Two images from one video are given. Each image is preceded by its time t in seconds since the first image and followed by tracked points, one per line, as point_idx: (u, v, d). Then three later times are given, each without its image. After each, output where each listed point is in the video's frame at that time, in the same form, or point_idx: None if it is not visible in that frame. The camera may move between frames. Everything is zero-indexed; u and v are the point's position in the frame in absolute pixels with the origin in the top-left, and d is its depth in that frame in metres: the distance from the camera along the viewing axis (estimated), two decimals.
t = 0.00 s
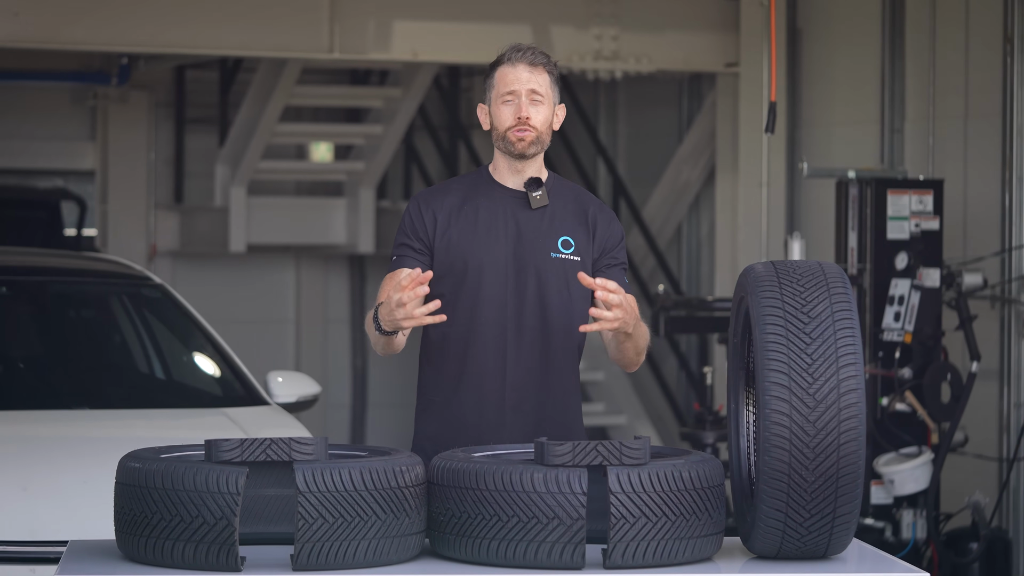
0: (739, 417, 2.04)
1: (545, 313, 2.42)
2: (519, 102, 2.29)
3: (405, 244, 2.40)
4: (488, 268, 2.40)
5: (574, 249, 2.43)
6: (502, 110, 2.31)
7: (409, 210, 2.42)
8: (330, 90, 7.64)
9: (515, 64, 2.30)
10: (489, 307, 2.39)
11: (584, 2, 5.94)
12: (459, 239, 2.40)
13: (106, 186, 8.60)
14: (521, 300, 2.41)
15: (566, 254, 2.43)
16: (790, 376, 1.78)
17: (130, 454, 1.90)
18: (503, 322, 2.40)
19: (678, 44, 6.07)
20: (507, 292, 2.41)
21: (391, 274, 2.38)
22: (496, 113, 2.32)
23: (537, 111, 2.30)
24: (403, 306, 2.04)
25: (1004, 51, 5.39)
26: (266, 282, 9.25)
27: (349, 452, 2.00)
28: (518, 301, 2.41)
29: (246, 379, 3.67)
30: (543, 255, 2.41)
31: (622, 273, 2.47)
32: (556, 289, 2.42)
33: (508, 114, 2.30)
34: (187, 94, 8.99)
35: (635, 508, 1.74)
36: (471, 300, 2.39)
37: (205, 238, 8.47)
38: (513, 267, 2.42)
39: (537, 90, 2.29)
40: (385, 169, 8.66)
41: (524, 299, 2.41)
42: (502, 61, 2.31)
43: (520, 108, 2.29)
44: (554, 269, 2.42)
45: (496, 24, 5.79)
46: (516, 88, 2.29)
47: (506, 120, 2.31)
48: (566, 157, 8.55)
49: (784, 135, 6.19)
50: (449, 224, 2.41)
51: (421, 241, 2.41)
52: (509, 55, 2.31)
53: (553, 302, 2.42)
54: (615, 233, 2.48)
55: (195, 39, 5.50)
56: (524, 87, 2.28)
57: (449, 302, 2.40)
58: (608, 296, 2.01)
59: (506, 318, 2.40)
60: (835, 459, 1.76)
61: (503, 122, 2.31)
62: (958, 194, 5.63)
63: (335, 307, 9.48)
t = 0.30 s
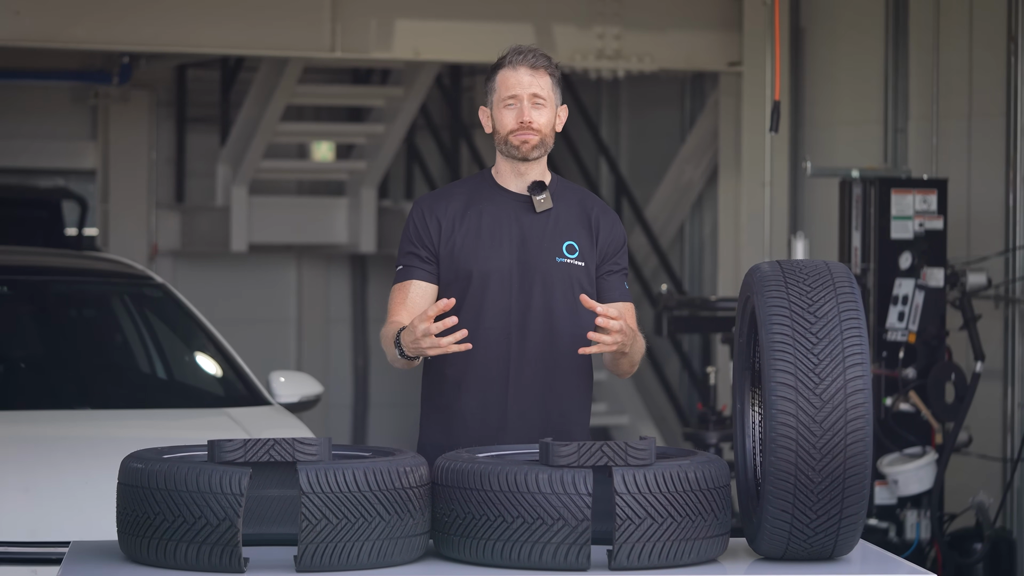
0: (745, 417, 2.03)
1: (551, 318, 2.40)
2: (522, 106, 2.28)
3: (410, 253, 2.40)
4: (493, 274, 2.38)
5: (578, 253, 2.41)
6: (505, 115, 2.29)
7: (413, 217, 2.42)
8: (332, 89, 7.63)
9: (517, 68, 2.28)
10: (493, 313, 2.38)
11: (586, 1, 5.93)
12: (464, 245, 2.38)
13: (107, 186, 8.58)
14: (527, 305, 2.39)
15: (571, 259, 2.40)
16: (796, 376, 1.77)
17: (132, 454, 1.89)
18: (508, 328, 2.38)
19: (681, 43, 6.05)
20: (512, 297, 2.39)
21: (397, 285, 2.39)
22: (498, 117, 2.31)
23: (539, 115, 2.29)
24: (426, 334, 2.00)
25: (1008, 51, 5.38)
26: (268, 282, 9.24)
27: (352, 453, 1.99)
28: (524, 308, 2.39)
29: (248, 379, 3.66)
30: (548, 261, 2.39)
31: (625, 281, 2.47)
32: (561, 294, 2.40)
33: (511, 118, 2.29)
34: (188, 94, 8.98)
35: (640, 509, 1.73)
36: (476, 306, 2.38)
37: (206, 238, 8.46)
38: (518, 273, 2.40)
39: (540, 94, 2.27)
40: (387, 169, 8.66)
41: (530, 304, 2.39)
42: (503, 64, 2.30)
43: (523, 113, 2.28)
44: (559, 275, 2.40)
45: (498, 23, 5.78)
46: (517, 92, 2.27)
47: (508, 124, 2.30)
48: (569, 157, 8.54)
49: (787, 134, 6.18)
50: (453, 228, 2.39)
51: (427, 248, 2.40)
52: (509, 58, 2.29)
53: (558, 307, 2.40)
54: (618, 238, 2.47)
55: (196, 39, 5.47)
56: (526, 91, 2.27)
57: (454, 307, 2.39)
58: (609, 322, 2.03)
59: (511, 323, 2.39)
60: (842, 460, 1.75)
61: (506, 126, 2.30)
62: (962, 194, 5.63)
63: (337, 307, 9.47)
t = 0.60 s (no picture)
0: (751, 418, 2.02)
1: (564, 318, 2.38)
2: (528, 109, 2.27)
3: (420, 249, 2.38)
4: (506, 275, 2.37)
5: (591, 253, 2.39)
6: (512, 118, 2.29)
7: (425, 217, 2.40)
8: (333, 89, 7.62)
9: (524, 71, 2.28)
10: (505, 313, 2.37)
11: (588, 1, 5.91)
12: (477, 246, 2.37)
13: (108, 186, 8.57)
14: (540, 306, 2.38)
15: (583, 259, 2.39)
16: (803, 378, 1.76)
17: (134, 456, 1.88)
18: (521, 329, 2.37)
19: (683, 43, 6.04)
20: (524, 298, 2.38)
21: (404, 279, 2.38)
22: (506, 120, 2.31)
23: (546, 117, 2.28)
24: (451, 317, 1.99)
25: (1013, 50, 5.37)
26: (269, 282, 9.23)
27: (356, 455, 1.97)
28: (537, 309, 2.38)
29: (251, 380, 3.64)
30: (561, 260, 2.38)
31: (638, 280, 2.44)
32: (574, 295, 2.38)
33: (518, 121, 2.28)
34: (188, 93, 8.97)
35: (646, 511, 1.72)
36: (488, 307, 2.37)
37: (208, 238, 8.46)
38: (532, 273, 2.38)
39: (546, 97, 2.27)
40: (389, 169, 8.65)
41: (543, 304, 2.38)
42: (510, 67, 2.29)
43: (529, 116, 2.27)
44: (573, 275, 2.38)
45: (500, 23, 5.76)
46: (524, 95, 2.27)
47: (516, 128, 2.29)
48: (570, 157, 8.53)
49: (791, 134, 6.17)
50: (465, 229, 2.38)
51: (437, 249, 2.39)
52: (516, 61, 2.29)
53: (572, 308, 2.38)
54: (632, 237, 2.45)
55: (197, 39, 5.46)
56: (532, 94, 2.26)
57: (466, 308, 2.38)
58: (591, 337, 2.01)
59: (523, 324, 2.37)
60: (848, 462, 1.74)
61: (513, 129, 2.29)
62: (966, 194, 5.62)
63: (339, 307, 9.46)
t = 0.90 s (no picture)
0: (754, 421, 2.02)
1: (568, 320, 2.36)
2: (532, 106, 2.26)
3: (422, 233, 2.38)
4: (509, 274, 2.35)
5: (598, 255, 2.36)
6: (517, 115, 2.28)
7: (432, 212, 2.41)
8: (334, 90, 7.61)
9: (528, 68, 2.27)
10: (508, 313, 2.35)
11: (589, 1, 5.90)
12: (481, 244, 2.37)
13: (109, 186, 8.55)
14: (544, 306, 2.36)
15: (590, 261, 2.36)
16: (807, 380, 1.75)
17: (135, 458, 1.87)
18: (523, 328, 2.35)
19: (685, 43, 6.03)
20: (528, 298, 2.35)
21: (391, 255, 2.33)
22: (512, 117, 2.30)
23: (550, 113, 2.26)
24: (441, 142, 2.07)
25: (1015, 51, 5.35)
26: (270, 282, 9.22)
27: (357, 458, 1.96)
28: (540, 309, 2.35)
29: (251, 382, 3.63)
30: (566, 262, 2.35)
31: (649, 285, 2.40)
32: (579, 297, 2.36)
33: (522, 118, 2.27)
34: (189, 94, 8.96)
35: (649, 514, 1.70)
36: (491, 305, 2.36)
37: (209, 238, 8.45)
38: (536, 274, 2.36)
39: (550, 93, 2.25)
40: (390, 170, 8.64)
41: (547, 305, 2.36)
42: (516, 66, 2.29)
43: (533, 112, 2.25)
44: (579, 277, 2.35)
45: (502, 23, 5.75)
46: (528, 92, 2.26)
47: (520, 124, 2.28)
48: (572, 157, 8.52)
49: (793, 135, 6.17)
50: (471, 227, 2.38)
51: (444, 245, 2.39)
52: (521, 59, 2.29)
53: (577, 310, 2.36)
54: (643, 240, 2.42)
55: (197, 39, 5.45)
56: (536, 90, 2.25)
57: (468, 305, 2.38)
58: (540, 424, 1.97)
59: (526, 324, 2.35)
60: (852, 465, 1.72)
61: (518, 126, 2.28)
62: (968, 195, 5.60)
63: (339, 308, 9.44)
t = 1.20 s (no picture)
0: (761, 424, 2.00)
1: (575, 325, 2.32)
2: (560, 106, 2.24)
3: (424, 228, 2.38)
4: (516, 275, 2.31)
5: (609, 262, 2.32)
6: (543, 114, 2.26)
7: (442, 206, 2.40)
8: (336, 90, 7.60)
9: (557, 67, 2.26)
10: (513, 314, 2.32)
11: (592, 2, 5.89)
12: (488, 242, 2.34)
13: (110, 187, 8.54)
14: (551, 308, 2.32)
15: (600, 268, 2.31)
16: (814, 383, 1.74)
17: (138, 463, 1.86)
18: (527, 329, 2.31)
19: (689, 43, 6.01)
20: (534, 300, 2.31)
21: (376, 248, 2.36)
22: (536, 117, 2.28)
23: (577, 115, 2.25)
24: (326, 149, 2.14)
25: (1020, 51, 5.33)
26: (271, 283, 9.21)
27: (361, 461, 1.95)
28: (547, 311, 2.31)
29: (254, 384, 3.61)
30: (576, 267, 2.31)
31: (658, 293, 2.36)
32: (587, 303, 2.32)
33: (548, 117, 2.26)
34: (190, 94, 8.96)
35: (655, 518, 1.69)
36: (495, 304, 2.33)
37: (210, 238, 8.45)
38: (542, 276, 2.31)
39: (578, 94, 2.24)
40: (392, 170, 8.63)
41: (553, 308, 2.32)
42: (542, 65, 2.28)
43: (561, 112, 2.24)
44: (587, 282, 2.31)
45: (505, 24, 5.74)
46: (557, 92, 2.25)
47: (546, 124, 2.26)
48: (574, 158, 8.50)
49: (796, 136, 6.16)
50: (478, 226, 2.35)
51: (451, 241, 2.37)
52: (549, 58, 2.27)
53: (584, 316, 2.32)
54: (655, 248, 2.37)
55: (198, 39, 5.45)
56: (564, 90, 2.24)
57: (473, 303, 2.35)
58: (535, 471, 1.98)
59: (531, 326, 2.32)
60: (860, 468, 1.71)
61: (543, 126, 2.26)
62: (972, 196, 5.59)
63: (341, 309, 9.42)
